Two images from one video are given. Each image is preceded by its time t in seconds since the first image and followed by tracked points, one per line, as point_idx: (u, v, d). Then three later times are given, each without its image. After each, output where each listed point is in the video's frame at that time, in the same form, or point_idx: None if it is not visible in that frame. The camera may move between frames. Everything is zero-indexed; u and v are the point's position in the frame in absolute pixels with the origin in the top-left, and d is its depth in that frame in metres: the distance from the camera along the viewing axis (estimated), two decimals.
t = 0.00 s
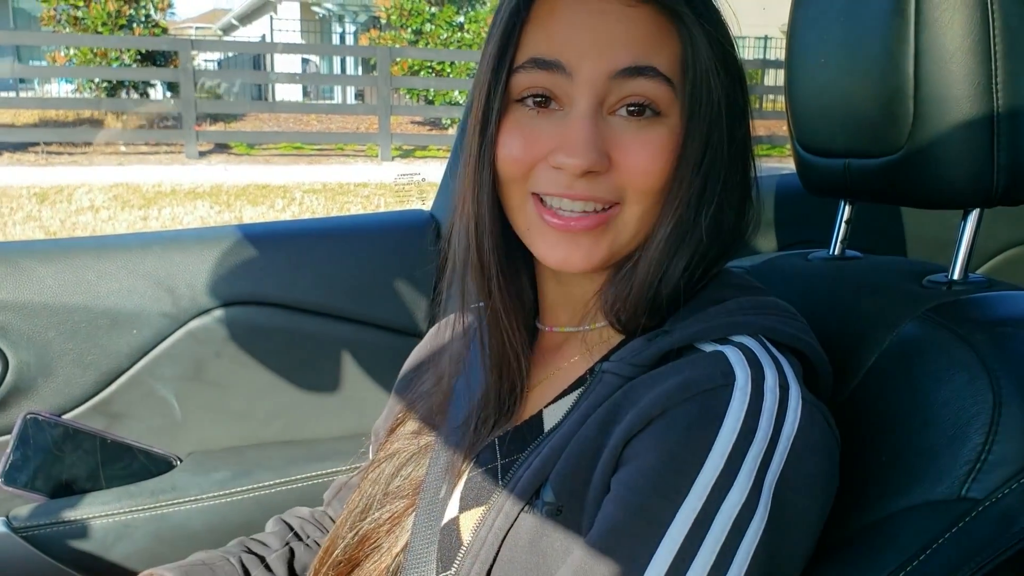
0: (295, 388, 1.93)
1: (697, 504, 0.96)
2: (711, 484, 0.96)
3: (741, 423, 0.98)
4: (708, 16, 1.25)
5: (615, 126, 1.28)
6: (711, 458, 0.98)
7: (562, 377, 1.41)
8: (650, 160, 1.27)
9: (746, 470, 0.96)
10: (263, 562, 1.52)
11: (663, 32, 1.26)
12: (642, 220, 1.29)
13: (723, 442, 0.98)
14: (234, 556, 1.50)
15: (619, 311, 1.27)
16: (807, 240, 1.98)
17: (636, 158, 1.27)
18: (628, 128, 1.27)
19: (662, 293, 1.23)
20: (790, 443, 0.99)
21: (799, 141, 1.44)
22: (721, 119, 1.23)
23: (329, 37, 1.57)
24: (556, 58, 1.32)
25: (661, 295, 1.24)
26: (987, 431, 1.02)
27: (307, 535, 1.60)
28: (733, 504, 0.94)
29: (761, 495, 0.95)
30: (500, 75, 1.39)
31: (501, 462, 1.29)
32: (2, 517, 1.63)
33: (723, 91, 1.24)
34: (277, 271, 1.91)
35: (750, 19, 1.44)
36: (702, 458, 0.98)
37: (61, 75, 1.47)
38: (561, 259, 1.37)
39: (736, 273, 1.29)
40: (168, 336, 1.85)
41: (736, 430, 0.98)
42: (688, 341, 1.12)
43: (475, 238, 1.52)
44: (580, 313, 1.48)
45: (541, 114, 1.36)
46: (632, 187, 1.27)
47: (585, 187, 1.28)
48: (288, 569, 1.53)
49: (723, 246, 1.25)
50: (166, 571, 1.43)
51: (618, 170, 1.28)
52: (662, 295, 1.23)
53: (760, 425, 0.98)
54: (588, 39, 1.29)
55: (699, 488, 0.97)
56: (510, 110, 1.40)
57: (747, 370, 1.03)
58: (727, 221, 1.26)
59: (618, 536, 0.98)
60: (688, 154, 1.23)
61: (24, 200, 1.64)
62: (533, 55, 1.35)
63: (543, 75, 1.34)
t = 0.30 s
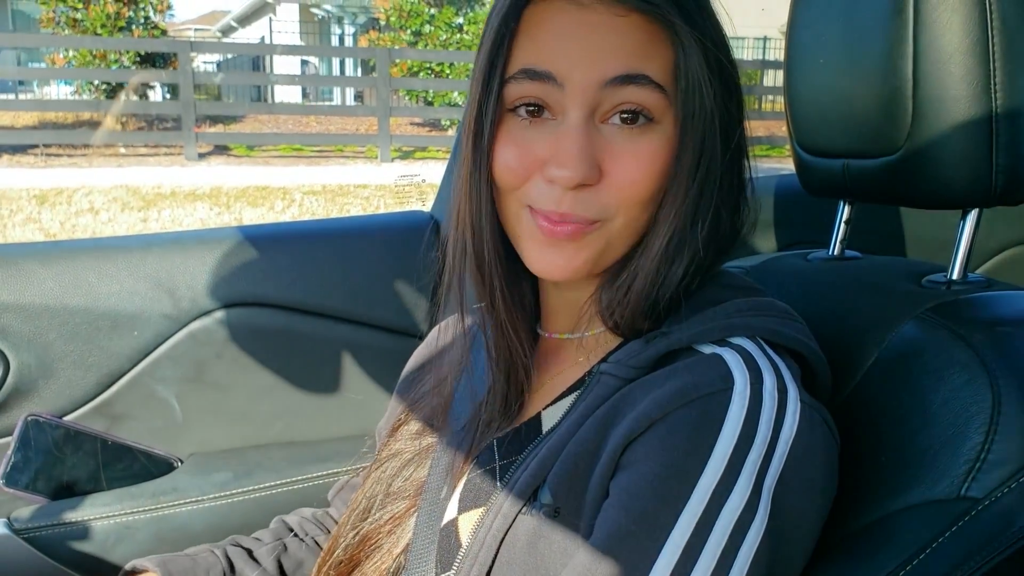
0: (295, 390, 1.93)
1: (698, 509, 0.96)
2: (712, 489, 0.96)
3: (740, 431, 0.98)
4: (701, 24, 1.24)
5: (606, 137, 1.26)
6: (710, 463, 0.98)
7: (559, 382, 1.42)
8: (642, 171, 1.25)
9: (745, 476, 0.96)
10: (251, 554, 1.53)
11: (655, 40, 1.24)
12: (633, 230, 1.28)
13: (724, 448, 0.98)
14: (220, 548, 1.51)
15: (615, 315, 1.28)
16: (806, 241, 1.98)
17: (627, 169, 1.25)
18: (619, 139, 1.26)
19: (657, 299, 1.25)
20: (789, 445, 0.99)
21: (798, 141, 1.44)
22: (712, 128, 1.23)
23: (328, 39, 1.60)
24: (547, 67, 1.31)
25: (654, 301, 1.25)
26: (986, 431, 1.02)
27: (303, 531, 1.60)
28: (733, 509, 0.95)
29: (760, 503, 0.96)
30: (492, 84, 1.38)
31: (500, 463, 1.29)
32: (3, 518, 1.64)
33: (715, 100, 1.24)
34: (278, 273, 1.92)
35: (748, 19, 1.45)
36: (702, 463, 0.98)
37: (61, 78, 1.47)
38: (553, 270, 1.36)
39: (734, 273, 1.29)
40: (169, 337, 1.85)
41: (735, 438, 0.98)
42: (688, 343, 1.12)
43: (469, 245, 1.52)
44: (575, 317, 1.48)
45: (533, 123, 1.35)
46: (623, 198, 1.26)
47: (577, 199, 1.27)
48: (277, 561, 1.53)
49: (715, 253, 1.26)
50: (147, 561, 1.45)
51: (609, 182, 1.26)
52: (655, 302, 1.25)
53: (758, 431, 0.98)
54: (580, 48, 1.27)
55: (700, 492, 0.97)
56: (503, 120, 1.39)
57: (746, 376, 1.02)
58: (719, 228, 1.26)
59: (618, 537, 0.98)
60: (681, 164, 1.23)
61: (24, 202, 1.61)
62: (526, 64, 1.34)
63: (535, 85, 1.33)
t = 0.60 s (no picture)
0: (294, 391, 1.94)
1: (697, 511, 0.96)
2: (711, 492, 0.97)
3: (739, 433, 0.98)
4: (681, 21, 1.25)
5: (595, 139, 1.27)
6: (710, 465, 0.98)
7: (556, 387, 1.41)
8: (631, 169, 1.26)
9: (744, 477, 0.96)
10: None
11: (636, 39, 1.26)
12: (627, 230, 1.28)
13: (723, 449, 0.98)
14: None
15: (608, 316, 1.27)
16: (805, 242, 1.99)
17: (617, 168, 1.26)
18: (609, 140, 1.26)
19: (652, 298, 1.23)
20: (788, 448, 0.99)
21: (795, 141, 1.44)
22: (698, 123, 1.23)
23: (327, 40, 1.61)
24: (530, 75, 1.32)
25: (645, 298, 1.24)
26: (984, 431, 1.02)
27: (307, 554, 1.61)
28: (731, 513, 0.95)
29: (759, 505, 0.96)
30: (476, 96, 1.38)
31: (499, 465, 1.29)
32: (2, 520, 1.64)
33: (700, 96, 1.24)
34: (277, 274, 1.92)
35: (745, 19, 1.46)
36: (702, 466, 0.99)
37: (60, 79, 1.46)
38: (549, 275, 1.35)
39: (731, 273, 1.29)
40: (167, 339, 1.85)
41: (734, 440, 0.98)
42: (686, 344, 1.12)
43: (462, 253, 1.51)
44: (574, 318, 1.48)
45: (521, 131, 1.36)
46: (615, 198, 1.26)
47: (568, 202, 1.27)
48: None
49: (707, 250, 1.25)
50: None
51: (600, 183, 1.26)
52: (648, 300, 1.23)
53: (758, 434, 0.98)
54: (562, 53, 1.29)
55: (699, 496, 0.97)
56: (490, 130, 1.39)
57: (745, 377, 1.03)
58: (708, 224, 1.26)
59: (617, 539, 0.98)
60: (666, 160, 1.22)
61: (22, 204, 1.61)
62: (508, 75, 1.34)
63: (519, 93, 1.33)
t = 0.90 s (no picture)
0: (294, 393, 1.94)
1: (699, 517, 0.96)
2: (712, 498, 0.97)
3: (742, 438, 0.98)
4: (677, 26, 1.24)
5: (592, 147, 1.27)
6: (711, 475, 0.98)
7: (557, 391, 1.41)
8: (630, 176, 1.26)
9: (747, 482, 0.96)
10: None
11: (631, 46, 1.25)
12: (627, 237, 1.28)
13: (725, 455, 0.98)
14: None
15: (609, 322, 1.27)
16: (804, 243, 1.99)
17: (615, 176, 1.26)
18: (606, 148, 1.26)
19: (652, 304, 1.23)
20: (791, 453, 0.99)
21: (795, 142, 1.43)
22: (696, 130, 1.23)
23: (326, 42, 1.61)
24: (526, 84, 1.31)
25: (645, 303, 1.23)
26: (984, 431, 1.02)
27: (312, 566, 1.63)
28: (733, 520, 0.95)
29: (762, 514, 0.96)
30: (472, 104, 1.38)
31: (501, 468, 1.29)
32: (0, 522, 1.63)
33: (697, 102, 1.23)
34: (277, 276, 1.92)
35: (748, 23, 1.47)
36: (704, 472, 0.99)
37: (59, 81, 1.46)
38: (549, 284, 1.36)
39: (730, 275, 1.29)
40: (167, 340, 1.85)
41: (737, 445, 0.98)
42: (689, 349, 1.12)
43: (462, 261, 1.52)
44: (574, 322, 1.48)
45: (518, 140, 1.36)
46: (614, 206, 1.26)
47: (567, 212, 1.27)
48: None
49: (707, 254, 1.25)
50: None
51: (598, 192, 1.26)
52: (647, 307, 1.23)
53: (761, 439, 0.98)
54: (558, 61, 1.28)
55: (700, 502, 0.97)
56: (487, 138, 1.39)
57: (749, 384, 1.02)
58: (708, 228, 1.26)
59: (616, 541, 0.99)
60: (663, 167, 1.22)
61: (21, 205, 1.60)
62: (503, 84, 1.34)
63: (515, 103, 1.33)
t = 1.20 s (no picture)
0: (294, 396, 1.94)
1: (710, 514, 0.96)
2: (723, 495, 0.97)
3: (756, 437, 0.99)
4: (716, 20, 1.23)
5: (601, 106, 1.27)
6: (724, 470, 0.98)
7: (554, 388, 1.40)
8: (631, 150, 1.24)
9: (759, 480, 0.97)
10: None
11: (666, 25, 1.25)
12: (618, 210, 1.26)
13: (739, 453, 0.98)
14: None
15: (609, 303, 1.28)
16: (805, 247, 1.99)
17: (613, 145, 1.24)
18: (614, 110, 1.26)
19: (661, 296, 1.23)
20: (801, 452, 1.00)
21: (795, 145, 1.43)
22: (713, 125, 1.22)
23: (326, 46, 1.59)
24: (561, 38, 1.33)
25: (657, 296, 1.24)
26: (986, 435, 1.02)
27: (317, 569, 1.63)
28: (743, 518, 0.95)
29: (773, 510, 0.96)
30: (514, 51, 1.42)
31: (507, 462, 1.29)
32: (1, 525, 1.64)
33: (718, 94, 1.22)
34: (277, 279, 1.92)
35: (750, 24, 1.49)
36: (715, 471, 0.99)
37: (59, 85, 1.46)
38: (534, 241, 1.35)
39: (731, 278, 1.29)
40: (168, 343, 1.85)
41: (751, 443, 0.98)
42: (698, 346, 1.12)
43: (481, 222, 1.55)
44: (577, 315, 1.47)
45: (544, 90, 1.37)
46: (605, 172, 1.24)
47: (563, 157, 1.27)
48: None
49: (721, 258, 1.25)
50: None
51: (594, 146, 1.25)
52: (648, 290, 1.23)
53: (774, 437, 0.99)
54: (595, 19, 1.30)
55: (712, 498, 0.97)
56: (519, 88, 1.42)
57: (762, 384, 1.03)
58: (716, 234, 1.24)
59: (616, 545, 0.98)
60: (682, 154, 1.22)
61: (21, 209, 1.62)
62: (546, 32, 1.37)
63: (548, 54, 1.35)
